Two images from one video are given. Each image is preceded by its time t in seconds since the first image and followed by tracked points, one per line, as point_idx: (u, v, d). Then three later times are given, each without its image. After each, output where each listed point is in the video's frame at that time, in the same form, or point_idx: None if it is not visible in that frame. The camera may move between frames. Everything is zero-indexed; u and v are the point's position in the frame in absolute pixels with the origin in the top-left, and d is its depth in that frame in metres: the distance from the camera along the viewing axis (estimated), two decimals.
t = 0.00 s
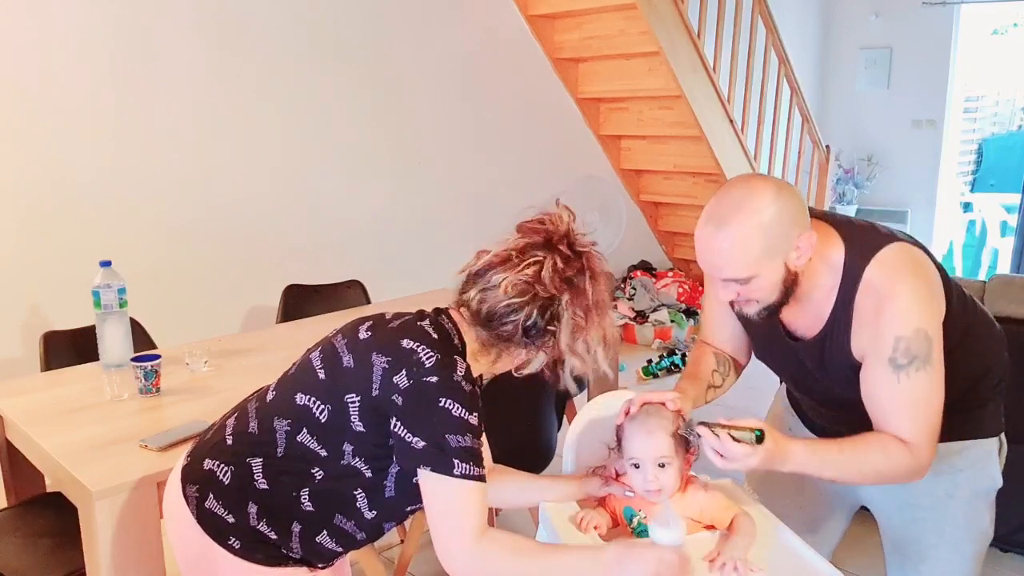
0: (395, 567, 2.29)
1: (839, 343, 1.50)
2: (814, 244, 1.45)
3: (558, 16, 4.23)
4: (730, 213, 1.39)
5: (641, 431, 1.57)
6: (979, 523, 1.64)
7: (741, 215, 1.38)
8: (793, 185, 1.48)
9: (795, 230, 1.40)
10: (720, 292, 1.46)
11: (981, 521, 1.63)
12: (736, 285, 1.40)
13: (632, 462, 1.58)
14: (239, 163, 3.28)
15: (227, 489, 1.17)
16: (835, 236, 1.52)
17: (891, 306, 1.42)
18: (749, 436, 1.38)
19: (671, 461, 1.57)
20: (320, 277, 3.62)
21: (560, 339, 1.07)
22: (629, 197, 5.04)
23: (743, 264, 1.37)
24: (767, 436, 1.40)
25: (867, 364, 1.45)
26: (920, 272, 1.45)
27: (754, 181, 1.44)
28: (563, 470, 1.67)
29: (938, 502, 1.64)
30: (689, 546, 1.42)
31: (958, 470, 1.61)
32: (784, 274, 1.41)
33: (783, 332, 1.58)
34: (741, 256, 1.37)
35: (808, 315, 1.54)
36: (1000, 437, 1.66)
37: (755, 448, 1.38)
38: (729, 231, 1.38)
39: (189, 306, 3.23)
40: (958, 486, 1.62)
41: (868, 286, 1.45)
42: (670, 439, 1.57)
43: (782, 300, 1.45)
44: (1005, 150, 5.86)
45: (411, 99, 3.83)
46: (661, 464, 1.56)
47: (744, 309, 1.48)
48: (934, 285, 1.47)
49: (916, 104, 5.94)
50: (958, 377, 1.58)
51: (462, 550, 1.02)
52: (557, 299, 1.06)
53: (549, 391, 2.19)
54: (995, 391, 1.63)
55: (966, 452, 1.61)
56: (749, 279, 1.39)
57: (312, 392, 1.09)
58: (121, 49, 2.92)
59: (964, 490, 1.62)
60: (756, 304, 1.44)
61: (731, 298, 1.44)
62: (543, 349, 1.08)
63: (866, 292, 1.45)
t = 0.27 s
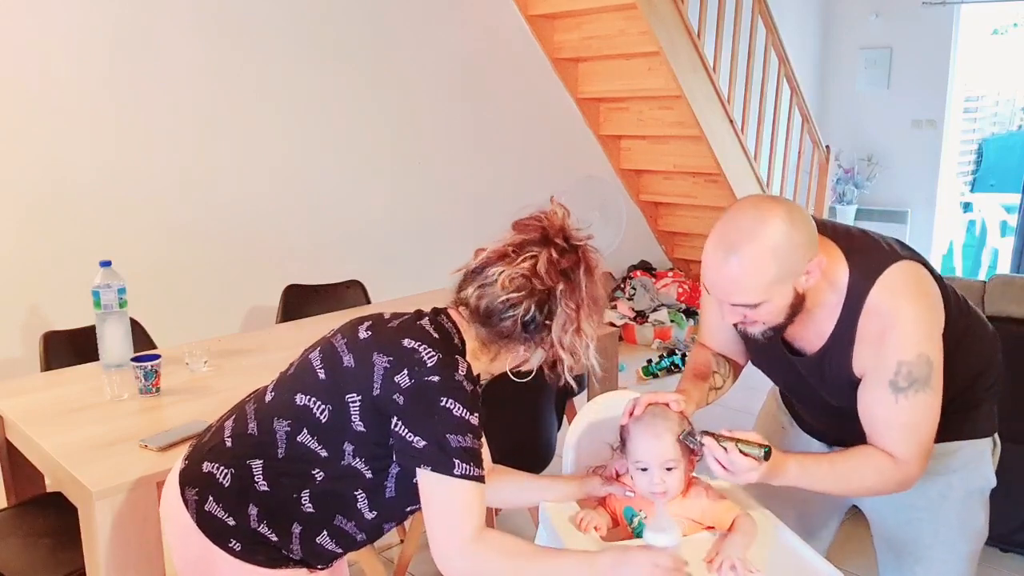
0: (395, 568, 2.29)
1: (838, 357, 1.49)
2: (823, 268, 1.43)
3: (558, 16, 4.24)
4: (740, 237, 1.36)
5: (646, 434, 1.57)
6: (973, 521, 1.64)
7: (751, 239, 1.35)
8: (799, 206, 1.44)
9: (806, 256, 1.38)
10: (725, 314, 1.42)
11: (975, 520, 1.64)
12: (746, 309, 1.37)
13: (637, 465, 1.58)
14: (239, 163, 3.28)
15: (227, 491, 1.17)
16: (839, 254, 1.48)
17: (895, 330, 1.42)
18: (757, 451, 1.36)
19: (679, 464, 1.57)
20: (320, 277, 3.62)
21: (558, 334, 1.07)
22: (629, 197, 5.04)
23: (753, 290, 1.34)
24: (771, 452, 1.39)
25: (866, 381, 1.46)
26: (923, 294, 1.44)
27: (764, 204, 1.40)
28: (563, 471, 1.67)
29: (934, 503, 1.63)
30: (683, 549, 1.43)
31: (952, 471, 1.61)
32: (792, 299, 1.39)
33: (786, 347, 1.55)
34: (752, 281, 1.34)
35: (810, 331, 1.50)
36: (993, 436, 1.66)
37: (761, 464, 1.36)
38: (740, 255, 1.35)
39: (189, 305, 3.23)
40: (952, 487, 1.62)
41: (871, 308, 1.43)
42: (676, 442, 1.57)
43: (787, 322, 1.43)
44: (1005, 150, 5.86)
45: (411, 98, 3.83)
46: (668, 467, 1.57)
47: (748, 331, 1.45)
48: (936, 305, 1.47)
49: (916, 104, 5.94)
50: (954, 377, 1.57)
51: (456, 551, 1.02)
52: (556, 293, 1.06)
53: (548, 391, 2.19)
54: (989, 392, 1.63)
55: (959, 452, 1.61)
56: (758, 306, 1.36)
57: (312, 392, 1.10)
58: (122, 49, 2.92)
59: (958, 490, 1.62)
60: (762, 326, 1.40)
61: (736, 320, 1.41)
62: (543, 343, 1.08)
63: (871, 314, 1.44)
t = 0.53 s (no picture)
0: (395, 568, 2.29)
1: (837, 363, 1.49)
2: (826, 277, 1.43)
3: (558, 16, 4.24)
4: (745, 247, 1.35)
5: (644, 433, 1.57)
6: (970, 521, 1.64)
7: (756, 249, 1.34)
8: (803, 213, 1.43)
9: (810, 266, 1.38)
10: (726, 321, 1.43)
11: (971, 518, 1.64)
12: (748, 318, 1.37)
13: (635, 464, 1.58)
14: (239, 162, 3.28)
15: (225, 491, 1.17)
16: (841, 262, 1.47)
17: (894, 340, 1.42)
18: (752, 456, 1.36)
19: (677, 463, 1.58)
20: (320, 277, 3.62)
21: (518, 322, 1.04)
22: (629, 197, 5.04)
23: (757, 300, 1.34)
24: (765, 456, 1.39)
25: (863, 388, 1.46)
26: (924, 305, 1.44)
27: (770, 214, 1.39)
28: (563, 470, 1.66)
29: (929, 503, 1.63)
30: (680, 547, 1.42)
31: (949, 471, 1.61)
32: (795, 308, 1.39)
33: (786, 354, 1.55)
34: (756, 292, 1.34)
35: (810, 337, 1.50)
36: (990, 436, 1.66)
37: (756, 468, 1.36)
38: (744, 265, 1.35)
39: (189, 305, 3.23)
40: (949, 486, 1.62)
41: (872, 317, 1.43)
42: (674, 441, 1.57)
43: (787, 330, 1.43)
44: (1005, 150, 5.86)
45: (412, 98, 3.83)
46: (665, 466, 1.58)
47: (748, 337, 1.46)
48: (936, 315, 1.47)
49: (916, 104, 5.95)
50: (951, 380, 1.57)
51: (453, 549, 1.03)
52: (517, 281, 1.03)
53: (549, 390, 2.19)
54: (986, 392, 1.63)
55: (955, 452, 1.61)
56: (761, 316, 1.36)
57: (309, 390, 1.10)
58: (122, 49, 2.92)
59: (955, 490, 1.62)
60: (761, 333, 1.41)
61: (738, 328, 1.42)
62: (500, 329, 1.06)
63: (871, 323, 1.43)
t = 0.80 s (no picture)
0: (395, 567, 2.29)
1: (835, 365, 1.49)
2: (824, 279, 1.43)
3: (558, 16, 4.24)
4: (745, 247, 1.35)
5: (644, 433, 1.58)
6: (970, 520, 1.64)
7: (756, 250, 1.34)
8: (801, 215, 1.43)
9: (809, 268, 1.38)
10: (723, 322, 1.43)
11: (970, 517, 1.64)
12: (746, 318, 1.37)
13: (635, 463, 1.60)
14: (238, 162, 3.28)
15: (222, 489, 1.18)
16: (839, 264, 1.47)
17: (892, 342, 1.42)
18: (751, 458, 1.37)
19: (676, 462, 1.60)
20: (320, 277, 3.62)
21: (512, 329, 1.04)
22: (629, 197, 5.04)
23: (756, 300, 1.34)
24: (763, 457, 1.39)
25: (861, 390, 1.46)
26: (921, 307, 1.44)
27: (769, 215, 1.39)
28: (563, 470, 1.66)
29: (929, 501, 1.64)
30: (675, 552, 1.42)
31: (948, 471, 1.61)
32: (793, 309, 1.39)
33: (783, 355, 1.56)
34: (755, 292, 1.34)
35: (807, 339, 1.50)
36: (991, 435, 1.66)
37: (754, 470, 1.36)
38: (742, 266, 1.35)
39: (189, 305, 3.23)
40: (948, 486, 1.62)
41: (868, 319, 1.43)
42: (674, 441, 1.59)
43: (784, 331, 1.43)
44: (1005, 150, 5.86)
45: (412, 99, 3.83)
46: (664, 465, 1.59)
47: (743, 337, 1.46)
48: (934, 317, 1.47)
49: (916, 104, 5.94)
50: (948, 381, 1.57)
51: (446, 555, 1.03)
52: (508, 286, 1.02)
53: (549, 391, 2.19)
54: (984, 392, 1.63)
55: (954, 452, 1.61)
56: (759, 317, 1.36)
57: (307, 393, 1.10)
58: (122, 49, 2.92)
59: (954, 490, 1.62)
60: (758, 334, 1.42)
61: (735, 329, 1.42)
62: (495, 336, 1.05)
63: (868, 326, 1.43)
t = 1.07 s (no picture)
0: (395, 567, 2.29)
1: (832, 364, 1.49)
2: (820, 278, 1.43)
3: (558, 16, 4.24)
4: (740, 246, 1.35)
5: (643, 432, 1.58)
6: (970, 520, 1.64)
7: (751, 249, 1.34)
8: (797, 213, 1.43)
9: (805, 267, 1.38)
10: (721, 320, 1.44)
11: (970, 517, 1.64)
12: (741, 316, 1.38)
13: (634, 462, 1.60)
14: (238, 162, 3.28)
15: (222, 488, 1.18)
16: (836, 263, 1.47)
17: (887, 340, 1.42)
18: (744, 447, 1.37)
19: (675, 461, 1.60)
20: (320, 277, 3.62)
21: (513, 333, 1.05)
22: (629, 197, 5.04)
23: (750, 299, 1.35)
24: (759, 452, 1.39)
25: (858, 389, 1.46)
26: (919, 306, 1.44)
27: (765, 214, 1.39)
28: (563, 470, 1.66)
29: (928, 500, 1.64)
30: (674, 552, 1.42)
31: (948, 470, 1.61)
32: (789, 308, 1.40)
33: (780, 354, 1.56)
34: (749, 290, 1.34)
35: (804, 338, 1.51)
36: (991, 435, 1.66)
37: (748, 460, 1.36)
38: (738, 264, 1.35)
39: (189, 305, 3.23)
40: (948, 486, 1.62)
41: (863, 317, 1.43)
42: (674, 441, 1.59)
43: (781, 330, 1.44)
44: (1005, 150, 5.86)
45: (412, 99, 3.83)
46: (663, 465, 1.59)
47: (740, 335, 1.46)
48: (931, 316, 1.46)
49: (916, 104, 5.94)
50: (947, 380, 1.57)
51: (443, 558, 1.03)
52: (513, 291, 1.03)
53: (549, 391, 2.19)
54: (984, 392, 1.63)
55: (954, 452, 1.61)
56: (754, 314, 1.37)
57: (306, 394, 1.10)
58: (122, 49, 2.92)
59: (954, 490, 1.62)
60: (754, 332, 1.42)
61: (731, 327, 1.42)
62: (495, 339, 1.06)
63: (864, 325, 1.43)
